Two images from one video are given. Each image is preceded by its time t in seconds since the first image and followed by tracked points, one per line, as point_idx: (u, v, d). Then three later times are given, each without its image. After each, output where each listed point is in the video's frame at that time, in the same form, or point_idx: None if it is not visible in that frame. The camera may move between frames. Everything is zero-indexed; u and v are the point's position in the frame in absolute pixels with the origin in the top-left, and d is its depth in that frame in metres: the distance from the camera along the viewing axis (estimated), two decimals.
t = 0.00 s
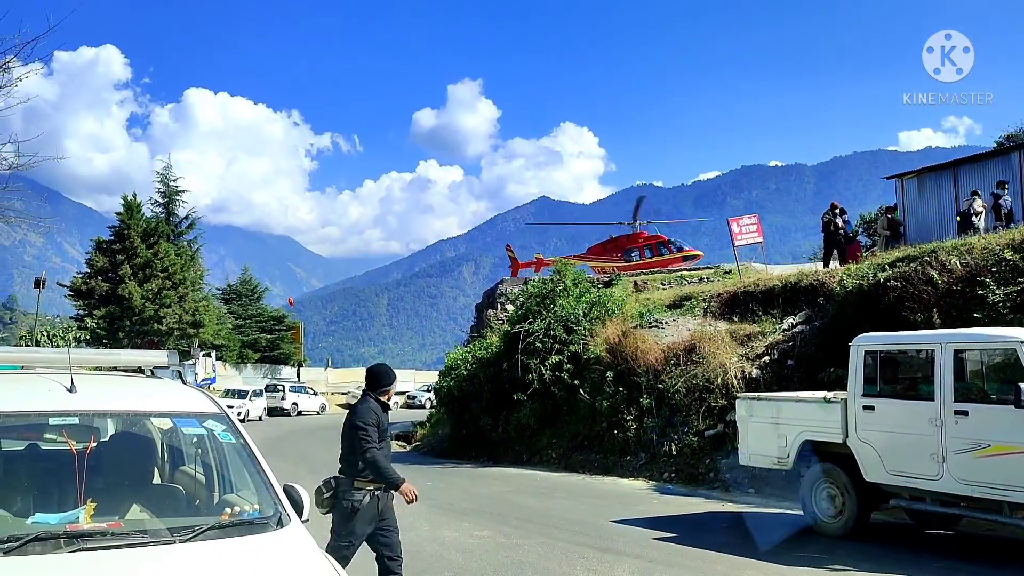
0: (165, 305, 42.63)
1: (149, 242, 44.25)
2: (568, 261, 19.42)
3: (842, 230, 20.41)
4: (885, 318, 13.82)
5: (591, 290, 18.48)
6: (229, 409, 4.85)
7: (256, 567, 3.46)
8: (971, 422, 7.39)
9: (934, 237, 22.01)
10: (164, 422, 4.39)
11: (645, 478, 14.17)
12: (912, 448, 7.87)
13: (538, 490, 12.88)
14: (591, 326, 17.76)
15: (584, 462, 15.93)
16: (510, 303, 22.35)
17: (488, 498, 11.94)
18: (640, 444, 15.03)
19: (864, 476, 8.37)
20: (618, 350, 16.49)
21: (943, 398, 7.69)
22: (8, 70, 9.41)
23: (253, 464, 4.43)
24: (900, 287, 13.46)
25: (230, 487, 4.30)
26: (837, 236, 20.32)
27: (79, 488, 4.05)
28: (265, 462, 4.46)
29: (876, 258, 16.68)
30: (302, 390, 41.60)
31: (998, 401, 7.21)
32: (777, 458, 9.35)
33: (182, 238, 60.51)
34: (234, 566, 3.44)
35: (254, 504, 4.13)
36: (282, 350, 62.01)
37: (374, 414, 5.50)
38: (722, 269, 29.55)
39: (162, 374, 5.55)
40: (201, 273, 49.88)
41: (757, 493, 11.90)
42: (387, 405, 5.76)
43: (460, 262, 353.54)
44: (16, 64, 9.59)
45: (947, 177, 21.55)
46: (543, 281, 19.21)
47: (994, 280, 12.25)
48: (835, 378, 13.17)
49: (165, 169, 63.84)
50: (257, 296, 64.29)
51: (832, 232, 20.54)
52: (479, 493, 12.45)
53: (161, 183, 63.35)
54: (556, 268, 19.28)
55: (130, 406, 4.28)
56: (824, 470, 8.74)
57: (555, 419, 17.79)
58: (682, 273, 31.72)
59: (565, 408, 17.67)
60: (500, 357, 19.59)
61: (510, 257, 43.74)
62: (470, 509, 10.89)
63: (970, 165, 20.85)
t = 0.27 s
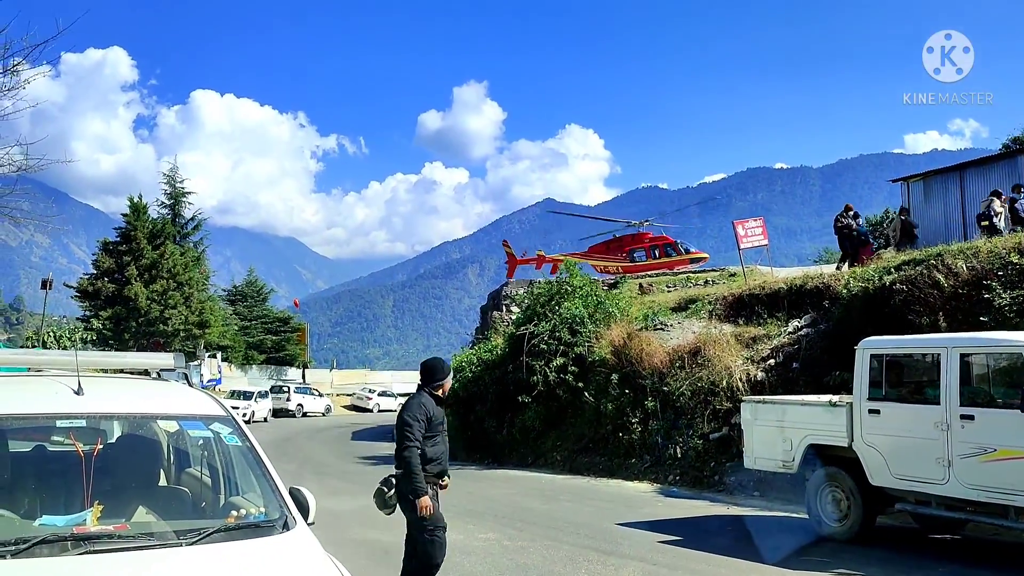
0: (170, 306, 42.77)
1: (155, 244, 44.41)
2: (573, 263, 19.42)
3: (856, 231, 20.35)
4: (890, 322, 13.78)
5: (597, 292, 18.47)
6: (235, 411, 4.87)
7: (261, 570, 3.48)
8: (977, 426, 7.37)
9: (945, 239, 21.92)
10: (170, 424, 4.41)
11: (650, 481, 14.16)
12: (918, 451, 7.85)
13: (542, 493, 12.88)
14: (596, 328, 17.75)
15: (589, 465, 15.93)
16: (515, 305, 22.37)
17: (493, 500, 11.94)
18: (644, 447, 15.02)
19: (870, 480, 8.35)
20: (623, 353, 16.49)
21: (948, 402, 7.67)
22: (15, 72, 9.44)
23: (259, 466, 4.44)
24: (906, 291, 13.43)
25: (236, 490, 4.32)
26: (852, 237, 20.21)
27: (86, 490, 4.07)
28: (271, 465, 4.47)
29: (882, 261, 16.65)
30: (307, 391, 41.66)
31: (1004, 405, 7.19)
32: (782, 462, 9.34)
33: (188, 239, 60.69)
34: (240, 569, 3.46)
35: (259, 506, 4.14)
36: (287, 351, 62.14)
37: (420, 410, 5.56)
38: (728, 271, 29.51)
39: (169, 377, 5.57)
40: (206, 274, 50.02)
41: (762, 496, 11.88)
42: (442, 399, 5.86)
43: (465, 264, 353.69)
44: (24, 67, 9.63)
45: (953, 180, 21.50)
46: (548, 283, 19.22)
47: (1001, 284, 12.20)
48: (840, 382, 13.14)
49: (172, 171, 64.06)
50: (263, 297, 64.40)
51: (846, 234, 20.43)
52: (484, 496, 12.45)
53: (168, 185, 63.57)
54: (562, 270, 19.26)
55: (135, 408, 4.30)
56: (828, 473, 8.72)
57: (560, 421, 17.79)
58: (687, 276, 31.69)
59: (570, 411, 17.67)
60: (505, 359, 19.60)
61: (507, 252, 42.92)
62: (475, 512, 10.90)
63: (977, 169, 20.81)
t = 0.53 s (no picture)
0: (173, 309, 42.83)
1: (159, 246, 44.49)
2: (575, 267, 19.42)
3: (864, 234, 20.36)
4: (894, 325, 13.76)
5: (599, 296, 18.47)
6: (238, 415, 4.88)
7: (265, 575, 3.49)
8: (980, 431, 7.36)
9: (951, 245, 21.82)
10: (174, 429, 4.42)
11: (652, 485, 14.14)
12: (921, 456, 7.83)
13: (545, 496, 12.86)
14: (599, 332, 17.75)
15: (591, 468, 15.90)
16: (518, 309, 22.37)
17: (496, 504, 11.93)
18: (647, 450, 15.01)
19: (873, 485, 8.33)
20: (625, 356, 16.48)
21: (952, 407, 7.65)
22: (19, 75, 9.48)
23: (262, 471, 4.45)
24: (909, 295, 13.42)
25: (240, 494, 4.33)
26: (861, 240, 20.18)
27: (90, 494, 4.09)
28: (274, 469, 4.49)
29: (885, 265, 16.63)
30: (310, 394, 41.66)
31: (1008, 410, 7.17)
32: (784, 466, 9.33)
33: (192, 242, 60.79)
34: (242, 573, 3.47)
35: (263, 511, 4.15)
36: (290, 353, 62.18)
37: (478, 419, 5.18)
38: (731, 275, 29.48)
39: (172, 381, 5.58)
40: (210, 276, 50.09)
41: (765, 500, 11.85)
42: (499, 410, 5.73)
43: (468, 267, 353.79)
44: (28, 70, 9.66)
45: (956, 183, 21.49)
46: (551, 287, 19.23)
47: (1004, 288, 12.18)
48: (844, 386, 13.11)
49: (175, 173, 64.21)
50: (266, 300, 64.44)
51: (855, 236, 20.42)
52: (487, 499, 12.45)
53: (171, 187, 63.71)
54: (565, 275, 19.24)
55: (139, 413, 4.32)
56: (831, 477, 8.71)
57: (563, 425, 17.77)
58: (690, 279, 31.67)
59: (573, 414, 17.65)
60: (508, 362, 19.60)
61: (503, 253, 42.42)
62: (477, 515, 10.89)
63: (979, 172, 20.79)
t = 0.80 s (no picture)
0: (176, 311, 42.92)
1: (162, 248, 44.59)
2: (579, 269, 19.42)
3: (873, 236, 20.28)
4: (896, 328, 13.76)
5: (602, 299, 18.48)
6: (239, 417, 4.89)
7: None
8: (983, 434, 7.35)
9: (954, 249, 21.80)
10: (175, 431, 4.42)
11: (655, 487, 14.13)
12: (923, 459, 7.81)
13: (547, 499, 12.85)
14: (601, 334, 17.76)
15: (593, 471, 15.88)
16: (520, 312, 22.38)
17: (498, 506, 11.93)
18: (649, 453, 15.00)
19: (875, 488, 8.32)
20: (628, 359, 16.47)
21: (954, 410, 7.64)
22: (23, 76, 9.51)
23: (263, 473, 4.45)
24: (911, 298, 13.41)
25: (242, 497, 4.34)
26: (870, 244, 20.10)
27: (92, 496, 4.10)
28: (275, 471, 4.49)
29: (887, 268, 16.62)
30: (313, 396, 41.67)
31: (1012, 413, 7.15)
32: (787, 469, 9.30)
33: (195, 244, 60.89)
34: None
35: (264, 513, 4.16)
36: (292, 355, 62.27)
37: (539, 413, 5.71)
38: (733, 277, 29.48)
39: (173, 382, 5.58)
40: (212, 278, 50.16)
41: (767, 503, 11.83)
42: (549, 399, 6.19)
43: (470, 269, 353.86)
44: (32, 72, 9.69)
45: (958, 186, 21.49)
46: (553, 290, 19.23)
47: (1006, 291, 12.17)
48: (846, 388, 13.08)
49: (178, 175, 64.36)
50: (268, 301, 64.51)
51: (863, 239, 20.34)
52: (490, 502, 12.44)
53: (174, 189, 63.85)
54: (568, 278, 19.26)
55: (141, 415, 4.33)
56: (832, 480, 8.71)
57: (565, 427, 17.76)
58: (693, 282, 31.65)
59: (575, 417, 17.65)
60: (511, 365, 19.60)
61: (502, 248, 42.34)
62: (479, 517, 10.89)
63: (981, 176, 20.80)
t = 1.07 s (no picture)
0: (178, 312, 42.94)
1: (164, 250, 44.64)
2: (580, 272, 19.40)
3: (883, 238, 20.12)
4: (898, 330, 13.75)
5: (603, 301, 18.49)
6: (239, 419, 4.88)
7: None
8: (985, 436, 7.33)
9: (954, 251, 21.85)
10: (176, 433, 4.43)
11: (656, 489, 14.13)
12: (925, 462, 7.81)
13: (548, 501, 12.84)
14: (602, 336, 17.76)
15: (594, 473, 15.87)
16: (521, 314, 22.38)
17: (499, 508, 11.94)
18: (650, 455, 15.00)
19: (876, 490, 8.31)
20: (629, 361, 16.47)
21: (955, 412, 7.63)
22: (26, 79, 9.54)
23: (264, 475, 4.45)
24: (913, 300, 13.40)
25: (242, 498, 4.34)
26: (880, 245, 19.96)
27: (92, 498, 4.10)
28: (276, 473, 4.49)
29: (889, 270, 16.61)
30: (314, 398, 41.67)
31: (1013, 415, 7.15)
32: (787, 471, 9.30)
33: (197, 245, 60.95)
34: None
35: (265, 514, 4.16)
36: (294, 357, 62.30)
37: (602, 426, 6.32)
38: (735, 279, 29.45)
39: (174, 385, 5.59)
40: (214, 280, 50.18)
41: (768, 505, 11.82)
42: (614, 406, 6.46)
43: (472, 271, 353.85)
44: (35, 74, 9.71)
45: (960, 190, 21.51)
46: (554, 292, 19.24)
47: (1008, 293, 12.16)
48: (848, 391, 13.07)
49: (180, 177, 64.42)
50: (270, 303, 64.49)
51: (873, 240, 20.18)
52: (491, 504, 12.44)
53: (177, 191, 63.91)
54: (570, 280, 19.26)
55: (143, 417, 4.33)
56: (833, 482, 8.70)
57: (566, 429, 17.76)
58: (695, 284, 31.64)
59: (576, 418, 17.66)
60: (512, 367, 19.60)
61: (501, 245, 42.09)
62: (480, 519, 10.88)
63: (983, 179, 20.81)
